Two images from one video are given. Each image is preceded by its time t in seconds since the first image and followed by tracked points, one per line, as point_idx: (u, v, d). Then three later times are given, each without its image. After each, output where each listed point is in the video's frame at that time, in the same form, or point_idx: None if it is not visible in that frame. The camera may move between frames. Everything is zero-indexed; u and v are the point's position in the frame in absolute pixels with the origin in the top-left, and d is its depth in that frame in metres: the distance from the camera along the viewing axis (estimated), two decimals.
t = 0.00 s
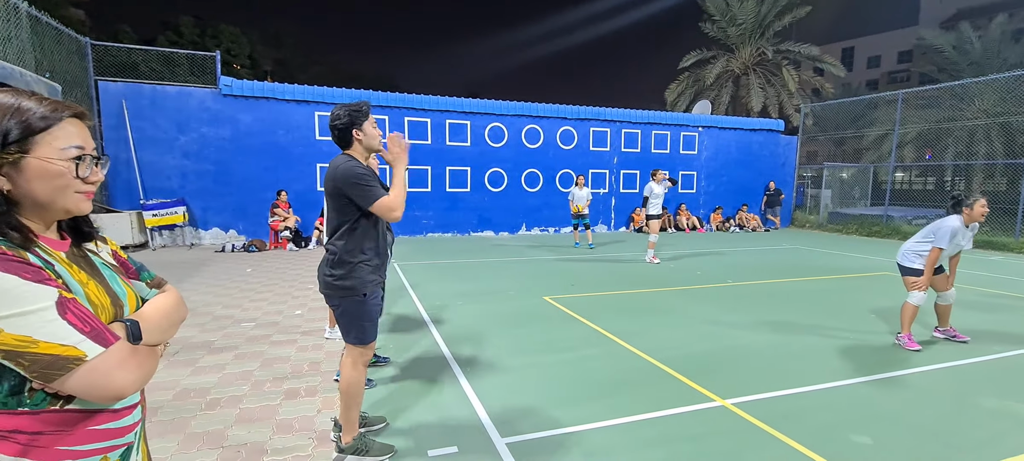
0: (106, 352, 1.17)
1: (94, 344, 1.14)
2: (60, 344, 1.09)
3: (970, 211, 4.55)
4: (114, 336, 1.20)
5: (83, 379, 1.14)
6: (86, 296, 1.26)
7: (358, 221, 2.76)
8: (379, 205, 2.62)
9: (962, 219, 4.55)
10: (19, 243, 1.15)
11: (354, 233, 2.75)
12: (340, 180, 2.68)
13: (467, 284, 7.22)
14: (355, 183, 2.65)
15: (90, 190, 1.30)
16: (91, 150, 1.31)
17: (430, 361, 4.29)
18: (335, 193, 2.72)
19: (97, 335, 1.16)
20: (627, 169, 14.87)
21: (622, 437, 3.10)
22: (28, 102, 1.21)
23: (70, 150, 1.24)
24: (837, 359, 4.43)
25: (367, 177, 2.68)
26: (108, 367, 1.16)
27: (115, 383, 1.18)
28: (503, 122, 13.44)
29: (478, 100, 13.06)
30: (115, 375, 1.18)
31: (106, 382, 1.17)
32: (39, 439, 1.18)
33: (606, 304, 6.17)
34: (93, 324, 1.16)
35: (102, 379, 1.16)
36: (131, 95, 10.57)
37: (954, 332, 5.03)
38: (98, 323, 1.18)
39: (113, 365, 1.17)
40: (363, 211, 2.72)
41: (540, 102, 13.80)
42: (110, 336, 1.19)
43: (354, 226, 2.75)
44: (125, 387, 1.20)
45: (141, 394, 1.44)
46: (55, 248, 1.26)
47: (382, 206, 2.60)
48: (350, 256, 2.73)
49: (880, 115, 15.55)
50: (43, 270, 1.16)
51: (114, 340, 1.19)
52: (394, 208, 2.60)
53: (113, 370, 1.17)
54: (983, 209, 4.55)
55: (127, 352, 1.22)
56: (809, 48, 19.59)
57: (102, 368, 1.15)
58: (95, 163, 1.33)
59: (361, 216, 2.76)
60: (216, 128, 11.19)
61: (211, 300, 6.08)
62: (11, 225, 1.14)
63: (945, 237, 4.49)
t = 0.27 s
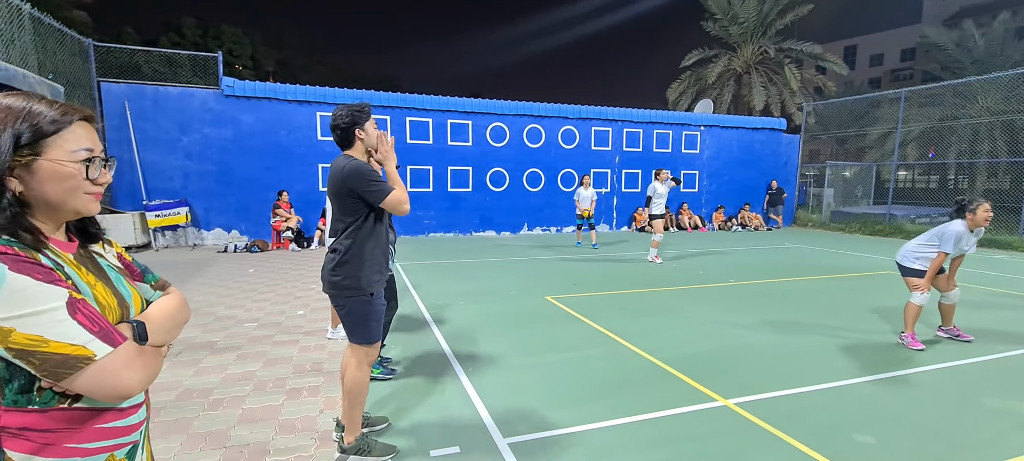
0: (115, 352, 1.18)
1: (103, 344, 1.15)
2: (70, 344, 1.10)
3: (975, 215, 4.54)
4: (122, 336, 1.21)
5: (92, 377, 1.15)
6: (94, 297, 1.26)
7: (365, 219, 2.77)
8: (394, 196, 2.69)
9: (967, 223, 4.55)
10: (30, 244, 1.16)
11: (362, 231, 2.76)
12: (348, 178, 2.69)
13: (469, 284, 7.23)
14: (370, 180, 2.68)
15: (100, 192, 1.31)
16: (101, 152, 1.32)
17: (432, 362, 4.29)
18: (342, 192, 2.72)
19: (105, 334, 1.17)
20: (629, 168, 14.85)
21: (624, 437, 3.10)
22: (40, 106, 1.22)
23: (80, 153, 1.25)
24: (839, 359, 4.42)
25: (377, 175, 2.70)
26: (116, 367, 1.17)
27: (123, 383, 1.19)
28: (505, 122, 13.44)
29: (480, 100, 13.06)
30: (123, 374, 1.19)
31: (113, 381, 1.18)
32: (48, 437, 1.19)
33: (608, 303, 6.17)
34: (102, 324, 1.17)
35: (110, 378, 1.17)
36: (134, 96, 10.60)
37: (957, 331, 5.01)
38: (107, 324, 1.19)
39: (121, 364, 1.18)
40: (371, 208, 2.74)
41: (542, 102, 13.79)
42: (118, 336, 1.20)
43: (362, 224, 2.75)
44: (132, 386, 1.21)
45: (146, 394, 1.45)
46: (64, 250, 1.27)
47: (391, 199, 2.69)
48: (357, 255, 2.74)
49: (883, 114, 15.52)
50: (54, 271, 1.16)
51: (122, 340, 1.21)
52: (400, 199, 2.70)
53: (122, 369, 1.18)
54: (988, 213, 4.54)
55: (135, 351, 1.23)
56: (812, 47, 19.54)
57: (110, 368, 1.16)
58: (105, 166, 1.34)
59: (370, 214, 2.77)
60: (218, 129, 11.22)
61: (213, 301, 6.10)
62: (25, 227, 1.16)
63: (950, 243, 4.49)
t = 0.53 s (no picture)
0: (127, 351, 1.21)
1: (116, 344, 1.19)
2: (86, 343, 1.13)
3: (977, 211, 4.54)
4: (133, 336, 1.25)
5: (105, 375, 1.18)
6: (107, 298, 1.29)
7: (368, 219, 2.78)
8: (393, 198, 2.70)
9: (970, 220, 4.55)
10: (49, 247, 1.19)
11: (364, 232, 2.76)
12: (349, 181, 2.70)
13: (471, 285, 7.24)
14: (370, 181, 2.68)
15: (111, 195, 1.33)
16: (112, 156, 1.34)
17: (435, 362, 4.29)
18: (343, 194, 2.73)
19: (119, 334, 1.20)
20: (631, 168, 14.84)
21: (627, 437, 3.10)
22: (54, 112, 1.24)
23: (93, 157, 1.27)
24: (843, 359, 4.41)
25: (376, 176, 2.71)
26: (129, 366, 1.21)
27: (135, 382, 1.22)
28: (507, 122, 13.45)
29: (482, 100, 13.07)
30: (135, 374, 1.22)
31: (126, 380, 1.21)
32: (60, 435, 1.21)
33: (610, 303, 6.18)
34: (115, 325, 1.21)
35: (122, 377, 1.20)
36: (138, 98, 10.65)
37: (961, 330, 4.99)
38: (120, 324, 1.23)
39: (133, 364, 1.21)
40: (372, 209, 2.75)
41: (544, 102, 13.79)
42: (131, 336, 1.24)
43: (363, 226, 2.76)
44: (143, 385, 1.24)
45: (153, 394, 1.47)
46: (75, 252, 1.30)
47: (392, 199, 2.70)
48: (361, 257, 2.74)
49: (886, 112, 15.47)
50: (70, 273, 1.20)
51: (134, 340, 1.24)
52: (399, 199, 2.71)
53: (134, 368, 1.22)
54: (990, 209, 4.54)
55: (146, 351, 1.26)
56: (815, 45, 19.48)
57: (124, 367, 1.20)
58: (114, 170, 1.36)
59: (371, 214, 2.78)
60: (221, 130, 11.26)
61: (217, 302, 6.13)
62: (41, 231, 1.19)
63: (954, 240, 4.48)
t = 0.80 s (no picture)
0: (135, 350, 1.21)
1: (125, 343, 1.19)
2: (95, 342, 1.14)
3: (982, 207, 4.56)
4: (142, 335, 1.25)
5: (112, 374, 1.18)
6: (114, 298, 1.30)
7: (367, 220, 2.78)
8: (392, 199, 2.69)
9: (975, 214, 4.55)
10: (55, 247, 1.21)
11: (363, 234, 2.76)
12: (350, 182, 2.70)
13: (474, 285, 7.24)
14: (369, 183, 2.69)
15: (115, 197, 1.33)
16: (116, 158, 1.34)
17: (438, 363, 4.28)
18: (344, 196, 2.73)
19: (126, 333, 1.21)
20: (633, 168, 14.83)
21: (630, 438, 3.10)
22: (57, 115, 1.24)
23: (95, 160, 1.27)
24: (847, 359, 4.40)
25: (375, 177, 2.70)
26: (137, 364, 1.21)
27: (143, 380, 1.22)
28: (508, 123, 13.45)
29: (484, 101, 13.08)
30: (143, 372, 1.22)
31: (134, 379, 1.21)
32: (68, 434, 1.21)
33: (612, 304, 6.17)
34: (123, 324, 1.21)
35: (130, 375, 1.20)
36: (140, 100, 10.68)
37: (965, 330, 4.96)
38: (127, 324, 1.23)
39: (142, 362, 1.21)
40: (371, 211, 2.75)
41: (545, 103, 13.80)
42: (138, 335, 1.24)
43: (362, 227, 2.75)
44: (152, 383, 1.24)
45: (158, 395, 1.47)
46: (82, 254, 1.30)
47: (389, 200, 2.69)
48: (360, 258, 2.74)
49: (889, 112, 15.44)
50: (77, 273, 1.20)
51: (141, 339, 1.24)
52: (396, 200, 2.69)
53: (143, 367, 1.22)
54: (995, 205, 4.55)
55: (154, 350, 1.26)
56: (817, 45, 19.45)
57: (133, 365, 1.20)
58: (118, 172, 1.36)
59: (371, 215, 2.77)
60: (223, 132, 11.28)
61: (220, 303, 6.14)
62: (45, 231, 1.19)
63: (961, 233, 4.46)
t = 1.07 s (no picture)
0: (141, 349, 1.22)
1: (130, 342, 1.20)
2: (101, 342, 1.15)
3: (988, 205, 4.55)
4: (147, 335, 1.26)
5: (117, 374, 1.19)
6: (119, 298, 1.31)
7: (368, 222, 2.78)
8: (392, 203, 2.69)
9: (981, 213, 4.54)
10: (61, 248, 1.21)
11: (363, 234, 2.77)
12: (351, 185, 2.70)
13: (476, 287, 7.25)
14: (370, 185, 2.69)
15: (120, 199, 1.34)
16: (121, 161, 1.34)
17: (441, 365, 4.29)
18: (346, 198, 2.74)
19: (132, 333, 1.22)
20: (635, 169, 14.82)
21: (632, 440, 3.09)
22: (62, 118, 1.25)
23: (99, 162, 1.28)
24: (850, 360, 4.38)
25: (376, 181, 2.70)
26: (142, 364, 1.21)
27: (149, 380, 1.23)
28: (511, 124, 13.46)
29: (486, 103, 13.10)
30: (148, 372, 1.23)
31: (139, 378, 1.22)
32: (72, 434, 1.22)
33: (615, 305, 6.17)
34: (127, 323, 1.22)
35: (136, 375, 1.21)
36: (144, 103, 10.73)
37: (971, 333, 4.93)
38: (133, 323, 1.24)
39: (147, 362, 1.22)
40: (372, 213, 2.76)
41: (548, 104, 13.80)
42: (143, 335, 1.24)
43: (362, 228, 2.76)
44: (157, 383, 1.25)
45: (163, 396, 1.48)
46: (88, 255, 1.31)
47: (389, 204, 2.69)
48: (360, 260, 2.75)
49: (892, 112, 15.41)
50: (83, 274, 1.21)
51: (147, 339, 1.25)
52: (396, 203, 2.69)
53: (147, 367, 1.22)
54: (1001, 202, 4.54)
55: (159, 350, 1.27)
56: (820, 45, 19.42)
57: (138, 365, 1.20)
58: (122, 173, 1.36)
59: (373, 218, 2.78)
60: (227, 134, 11.32)
61: (223, 305, 6.17)
62: (52, 232, 1.20)
63: (967, 232, 4.46)
